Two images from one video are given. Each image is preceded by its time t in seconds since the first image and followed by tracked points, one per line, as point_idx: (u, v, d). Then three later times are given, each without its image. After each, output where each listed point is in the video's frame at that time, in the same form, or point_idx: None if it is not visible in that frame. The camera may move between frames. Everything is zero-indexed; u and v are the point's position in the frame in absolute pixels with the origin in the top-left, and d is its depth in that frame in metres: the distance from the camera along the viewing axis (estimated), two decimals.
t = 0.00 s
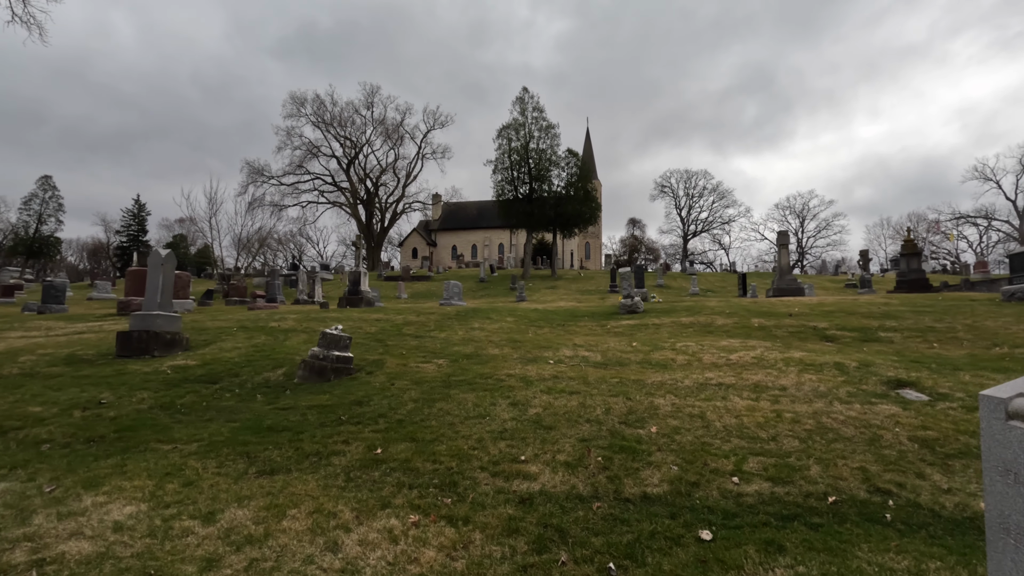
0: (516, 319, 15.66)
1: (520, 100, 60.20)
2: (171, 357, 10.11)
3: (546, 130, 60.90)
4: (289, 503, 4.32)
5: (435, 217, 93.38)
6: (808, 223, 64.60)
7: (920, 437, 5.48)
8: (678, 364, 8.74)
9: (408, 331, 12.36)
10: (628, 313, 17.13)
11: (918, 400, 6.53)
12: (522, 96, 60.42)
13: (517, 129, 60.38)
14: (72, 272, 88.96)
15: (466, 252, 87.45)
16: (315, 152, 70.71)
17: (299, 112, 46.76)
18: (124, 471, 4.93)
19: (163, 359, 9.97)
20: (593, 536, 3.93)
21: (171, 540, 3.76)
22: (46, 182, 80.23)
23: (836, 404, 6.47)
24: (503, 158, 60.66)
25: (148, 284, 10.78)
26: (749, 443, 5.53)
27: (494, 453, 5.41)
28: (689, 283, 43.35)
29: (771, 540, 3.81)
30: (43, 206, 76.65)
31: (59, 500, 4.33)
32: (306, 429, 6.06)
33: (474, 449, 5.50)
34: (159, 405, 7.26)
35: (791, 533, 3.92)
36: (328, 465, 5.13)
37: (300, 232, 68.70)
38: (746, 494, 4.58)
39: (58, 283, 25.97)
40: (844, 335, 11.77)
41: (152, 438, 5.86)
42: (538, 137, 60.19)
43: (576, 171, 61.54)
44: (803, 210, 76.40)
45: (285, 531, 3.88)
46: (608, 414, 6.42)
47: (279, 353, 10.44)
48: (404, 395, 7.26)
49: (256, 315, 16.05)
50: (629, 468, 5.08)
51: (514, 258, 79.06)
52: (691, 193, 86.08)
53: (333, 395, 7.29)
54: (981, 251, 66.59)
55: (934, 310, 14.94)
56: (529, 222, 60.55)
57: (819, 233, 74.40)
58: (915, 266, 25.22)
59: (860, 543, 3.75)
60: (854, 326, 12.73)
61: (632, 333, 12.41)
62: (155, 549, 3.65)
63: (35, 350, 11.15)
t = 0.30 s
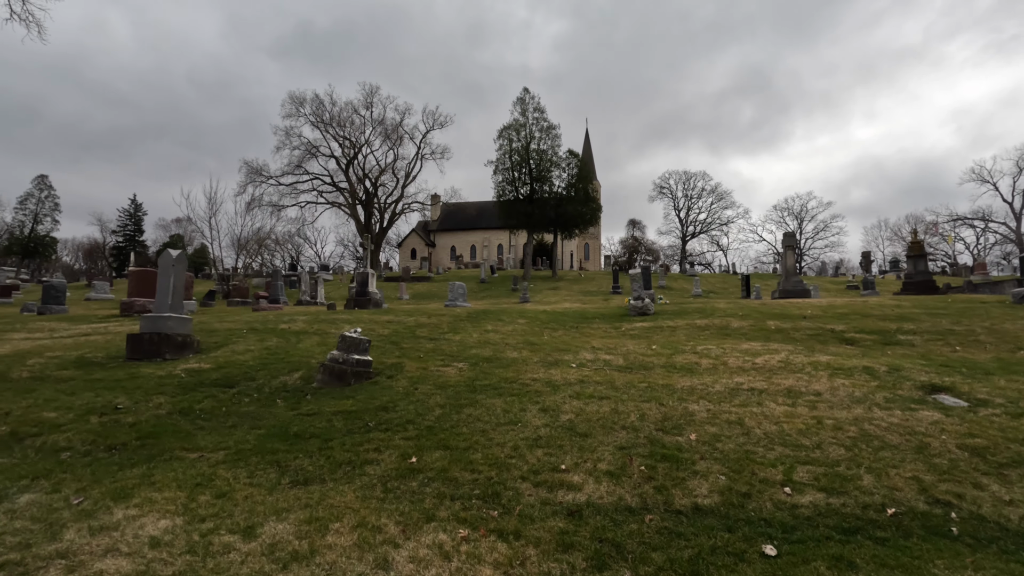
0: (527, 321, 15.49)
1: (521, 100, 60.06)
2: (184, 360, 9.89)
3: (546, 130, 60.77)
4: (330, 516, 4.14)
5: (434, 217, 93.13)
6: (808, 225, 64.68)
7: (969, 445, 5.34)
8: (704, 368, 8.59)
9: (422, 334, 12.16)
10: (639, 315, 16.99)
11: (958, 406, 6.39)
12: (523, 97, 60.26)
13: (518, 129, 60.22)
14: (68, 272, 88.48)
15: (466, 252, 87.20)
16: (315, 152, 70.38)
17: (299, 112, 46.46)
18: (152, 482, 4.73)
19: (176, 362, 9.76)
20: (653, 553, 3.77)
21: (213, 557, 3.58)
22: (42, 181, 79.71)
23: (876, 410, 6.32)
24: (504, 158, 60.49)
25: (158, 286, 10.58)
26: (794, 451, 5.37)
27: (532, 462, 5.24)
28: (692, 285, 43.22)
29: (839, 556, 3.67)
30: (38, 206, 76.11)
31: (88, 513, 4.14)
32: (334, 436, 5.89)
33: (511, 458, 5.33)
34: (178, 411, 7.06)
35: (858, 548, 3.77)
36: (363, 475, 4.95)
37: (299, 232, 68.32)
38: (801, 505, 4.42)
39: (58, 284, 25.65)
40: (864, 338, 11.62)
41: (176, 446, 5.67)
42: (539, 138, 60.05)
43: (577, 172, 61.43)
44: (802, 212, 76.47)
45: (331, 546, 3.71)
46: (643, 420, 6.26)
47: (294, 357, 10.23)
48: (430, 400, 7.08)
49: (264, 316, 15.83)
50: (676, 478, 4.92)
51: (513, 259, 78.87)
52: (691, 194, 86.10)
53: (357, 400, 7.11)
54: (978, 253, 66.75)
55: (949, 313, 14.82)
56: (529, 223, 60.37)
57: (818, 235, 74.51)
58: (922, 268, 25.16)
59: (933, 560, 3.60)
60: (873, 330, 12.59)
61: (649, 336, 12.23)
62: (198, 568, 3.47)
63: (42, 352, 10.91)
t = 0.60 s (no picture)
0: (541, 321, 15.38)
1: (523, 100, 60.00)
2: (202, 362, 9.78)
3: (548, 130, 60.73)
4: (383, 522, 4.05)
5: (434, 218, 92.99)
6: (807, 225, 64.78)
7: (1017, 449, 5.27)
8: (732, 370, 8.53)
9: (439, 335, 12.06)
10: (651, 316, 16.91)
11: (997, 409, 6.33)
12: (524, 97, 60.19)
13: (519, 129, 60.16)
14: (67, 272, 88.26)
15: (466, 253, 87.06)
16: (315, 152, 70.18)
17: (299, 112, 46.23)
18: (195, 487, 4.65)
19: (195, 364, 9.64)
20: (718, 560, 3.71)
21: (272, 566, 3.51)
22: (40, 181, 79.42)
23: (916, 413, 6.24)
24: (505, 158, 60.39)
25: (175, 286, 10.48)
26: (840, 454, 5.31)
27: (577, 466, 5.16)
28: (695, 286, 43.09)
29: (909, 564, 3.61)
30: (36, 205, 75.76)
31: (135, 520, 4.05)
32: (370, 439, 5.80)
33: (554, 462, 5.25)
34: (205, 413, 6.96)
35: (926, 556, 3.71)
36: (407, 480, 4.87)
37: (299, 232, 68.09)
38: (858, 511, 4.35)
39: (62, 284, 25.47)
40: (883, 340, 11.56)
41: (211, 450, 5.57)
42: (540, 138, 60.01)
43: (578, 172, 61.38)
44: (802, 213, 76.57)
45: (391, 554, 3.63)
46: (682, 423, 6.18)
47: (313, 358, 10.13)
48: (461, 402, 7.01)
49: (275, 317, 15.71)
50: (725, 482, 4.86)
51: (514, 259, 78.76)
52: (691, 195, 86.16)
53: (387, 403, 7.02)
54: (977, 254, 66.85)
55: (964, 314, 14.76)
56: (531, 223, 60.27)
57: (817, 236, 74.58)
58: (930, 269, 25.16)
59: (1006, 569, 3.54)
60: (892, 331, 12.52)
61: (668, 338, 12.15)
62: None
63: (57, 353, 10.78)
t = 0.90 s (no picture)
0: (556, 323, 15.34)
1: (526, 101, 60.02)
2: (225, 364, 9.74)
3: (552, 132, 60.76)
4: (441, 527, 4.01)
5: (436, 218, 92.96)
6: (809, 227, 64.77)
7: None
8: (761, 373, 8.50)
9: (458, 337, 12.01)
10: (665, 317, 16.90)
11: None
12: (528, 98, 60.21)
13: (523, 130, 60.18)
14: (68, 273, 88.14)
15: (467, 253, 87.03)
16: (318, 153, 70.14)
17: (302, 112, 46.37)
18: (243, 492, 4.60)
19: (218, 365, 9.60)
20: (785, 566, 3.67)
21: (338, 572, 3.46)
22: (42, 181, 79.39)
23: (957, 416, 6.20)
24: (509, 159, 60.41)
25: (197, 288, 10.45)
26: (888, 458, 5.26)
27: (624, 470, 5.12)
28: (700, 287, 43.05)
29: (980, 572, 3.57)
30: (37, 206, 75.69)
31: (190, 525, 4.00)
32: (411, 442, 5.75)
33: (601, 466, 5.20)
34: (238, 416, 6.92)
35: (996, 563, 3.67)
36: (455, 484, 4.83)
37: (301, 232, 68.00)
38: (917, 516, 4.30)
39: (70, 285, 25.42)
40: (904, 341, 11.53)
41: (251, 453, 5.53)
42: (544, 139, 60.02)
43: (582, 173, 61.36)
44: (803, 214, 76.61)
45: (456, 561, 3.59)
46: (721, 426, 6.14)
47: (336, 360, 10.08)
48: (494, 405, 6.97)
49: (289, 318, 15.67)
50: (777, 486, 4.81)
51: (516, 260, 78.72)
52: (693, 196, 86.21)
53: (421, 406, 6.98)
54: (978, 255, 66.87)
55: (980, 315, 14.75)
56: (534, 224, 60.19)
57: (819, 237, 74.58)
58: (939, 270, 25.15)
59: None
60: (911, 333, 12.49)
61: (688, 339, 12.10)
62: None
63: (77, 354, 10.74)
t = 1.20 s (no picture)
0: (571, 322, 15.25)
1: (529, 102, 60.05)
2: (244, 362, 9.63)
3: (555, 132, 60.74)
4: (496, 529, 3.91)
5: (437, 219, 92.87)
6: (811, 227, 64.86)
7: None
8: (789, 372, 8.41)
9: (476, 336, 11.93)
10: (678, 317, 16.83)
11: None
12: (531, 98, 60.25)
13: (526, 131, 60.19)
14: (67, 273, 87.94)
15: (469, 254, 86.95)
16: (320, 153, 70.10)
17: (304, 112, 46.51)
18: (286, 492, 4.50)
19: (238, 364, 9.50)
20: (853, 568, 3.59)
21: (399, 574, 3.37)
22: (43, 181, 79.30)
23: (999, 415, 6.13)
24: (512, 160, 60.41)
25: (214, 286, 10.34)
26: (936, 458, 5.18)
27: (670, 470, 5.03)
28: (704, 287, 43.03)
29: None
30: (38, 206, 75.57)
31: (238, 525, 3.91)
32: (448, 442, 5.65)
33: (646, 466, 5.10)
34: (266, 415, 6.82)
35: None
36: (499, 484, 4.73)
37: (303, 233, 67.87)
38: (977, 516, 4.21)
39: (76, 284, 25.29)
40: (926, 341, 11.47)
41: (287, 452, 5.43)
42: (548, 139, 59.99)
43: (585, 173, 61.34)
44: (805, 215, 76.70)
45: (518, 563, 3.49)
46: (760, 425, 6.05)
47: (356, 359, 9.99)
48: (526, 404, 6.87)
49: (302, 318, 15.57)
50: (828, 486, 4.72)
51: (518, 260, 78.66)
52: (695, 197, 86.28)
53: (451, 405, 6.89)
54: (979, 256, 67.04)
55: (997, 315, 14.72)
56: (537, 224, 60.09)
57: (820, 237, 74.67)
58: (948, 270, 25.13)
59: None
60: (932, 332, 12.42)
61: (707, 339, 12.00)
62: None
63: (94, 353, 10.62)
